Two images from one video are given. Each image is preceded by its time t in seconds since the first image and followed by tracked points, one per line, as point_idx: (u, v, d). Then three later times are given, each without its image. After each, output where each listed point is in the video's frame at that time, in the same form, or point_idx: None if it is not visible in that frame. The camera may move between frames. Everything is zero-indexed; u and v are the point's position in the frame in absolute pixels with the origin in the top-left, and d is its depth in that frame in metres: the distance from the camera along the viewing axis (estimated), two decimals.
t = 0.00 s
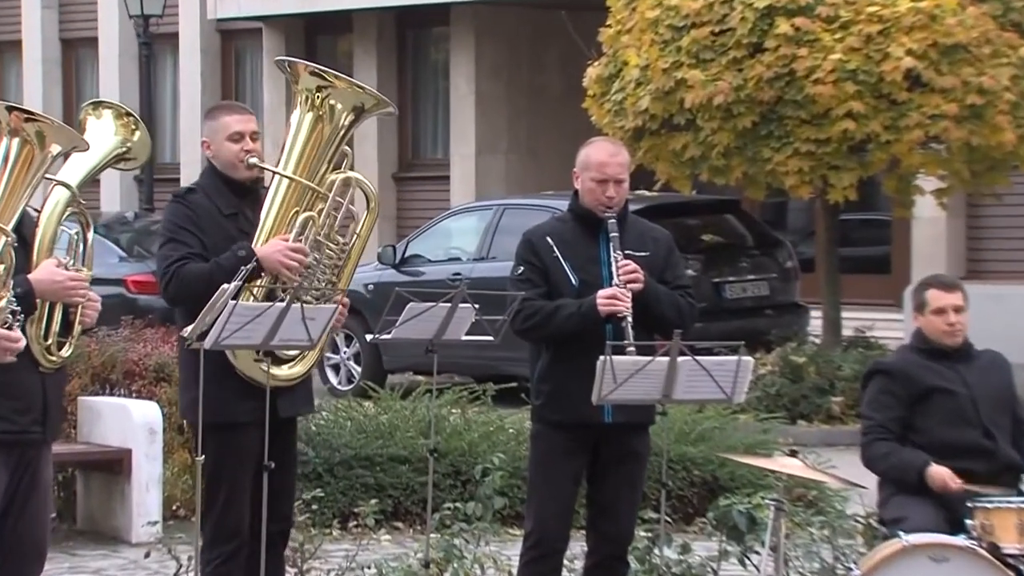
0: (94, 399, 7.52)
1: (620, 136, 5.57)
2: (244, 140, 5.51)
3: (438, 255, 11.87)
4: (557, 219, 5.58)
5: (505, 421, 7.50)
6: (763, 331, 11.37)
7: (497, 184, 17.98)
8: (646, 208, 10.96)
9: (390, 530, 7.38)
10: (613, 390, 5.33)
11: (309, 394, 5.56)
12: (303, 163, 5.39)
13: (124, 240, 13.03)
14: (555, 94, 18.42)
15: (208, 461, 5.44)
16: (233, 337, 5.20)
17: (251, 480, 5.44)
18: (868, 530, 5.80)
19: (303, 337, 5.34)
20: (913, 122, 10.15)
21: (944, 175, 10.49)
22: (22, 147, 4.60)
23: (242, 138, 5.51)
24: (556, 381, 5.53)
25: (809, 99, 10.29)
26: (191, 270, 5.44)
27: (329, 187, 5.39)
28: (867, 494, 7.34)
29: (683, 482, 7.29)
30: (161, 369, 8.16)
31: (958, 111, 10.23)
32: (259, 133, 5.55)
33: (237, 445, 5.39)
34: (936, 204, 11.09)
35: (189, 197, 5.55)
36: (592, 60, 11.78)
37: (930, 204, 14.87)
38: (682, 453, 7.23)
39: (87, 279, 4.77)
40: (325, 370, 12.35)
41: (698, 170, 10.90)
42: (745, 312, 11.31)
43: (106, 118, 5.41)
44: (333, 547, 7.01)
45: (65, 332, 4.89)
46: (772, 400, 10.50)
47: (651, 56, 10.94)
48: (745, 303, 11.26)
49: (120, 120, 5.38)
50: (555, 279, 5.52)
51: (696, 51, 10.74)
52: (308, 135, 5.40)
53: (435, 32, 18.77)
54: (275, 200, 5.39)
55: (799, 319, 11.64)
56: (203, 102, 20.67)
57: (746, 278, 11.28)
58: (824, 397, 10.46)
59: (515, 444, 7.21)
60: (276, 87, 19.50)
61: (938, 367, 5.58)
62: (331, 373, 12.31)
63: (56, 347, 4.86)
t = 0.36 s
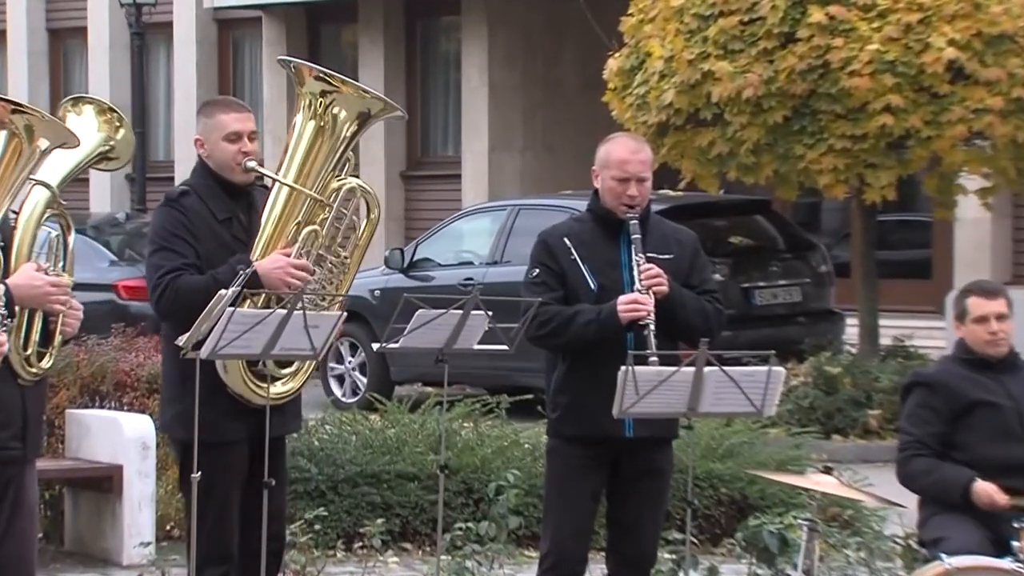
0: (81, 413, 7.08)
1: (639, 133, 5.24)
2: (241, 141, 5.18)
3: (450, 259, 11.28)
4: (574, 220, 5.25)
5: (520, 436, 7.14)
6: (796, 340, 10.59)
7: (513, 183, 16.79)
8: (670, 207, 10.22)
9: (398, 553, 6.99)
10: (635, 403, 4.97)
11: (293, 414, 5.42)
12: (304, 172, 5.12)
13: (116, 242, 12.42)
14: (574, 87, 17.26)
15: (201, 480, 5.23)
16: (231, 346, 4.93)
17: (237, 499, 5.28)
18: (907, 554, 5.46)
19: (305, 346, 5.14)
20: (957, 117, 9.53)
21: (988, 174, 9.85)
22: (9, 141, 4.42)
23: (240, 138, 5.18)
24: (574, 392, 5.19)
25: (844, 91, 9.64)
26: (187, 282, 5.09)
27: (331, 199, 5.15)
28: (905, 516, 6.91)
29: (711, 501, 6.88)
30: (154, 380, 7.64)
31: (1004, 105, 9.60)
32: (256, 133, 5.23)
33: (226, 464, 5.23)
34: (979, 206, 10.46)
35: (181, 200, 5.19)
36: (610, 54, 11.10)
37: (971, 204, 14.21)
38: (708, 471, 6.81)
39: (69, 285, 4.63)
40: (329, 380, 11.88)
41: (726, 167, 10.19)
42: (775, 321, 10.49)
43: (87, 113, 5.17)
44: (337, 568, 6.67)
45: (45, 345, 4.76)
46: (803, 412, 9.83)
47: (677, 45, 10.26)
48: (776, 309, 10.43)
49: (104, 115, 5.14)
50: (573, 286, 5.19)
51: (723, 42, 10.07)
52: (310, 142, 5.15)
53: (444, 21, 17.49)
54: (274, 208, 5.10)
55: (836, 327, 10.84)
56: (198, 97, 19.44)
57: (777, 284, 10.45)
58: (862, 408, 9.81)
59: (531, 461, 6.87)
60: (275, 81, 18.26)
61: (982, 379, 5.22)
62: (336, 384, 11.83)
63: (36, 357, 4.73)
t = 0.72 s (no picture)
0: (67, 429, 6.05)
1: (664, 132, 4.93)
2: (232, 139, 4.90)
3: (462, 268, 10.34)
4: (594, 225, 4.94)
5: (536, 453, 6.81)
6: (829, 351, 9.51)
7: (530, 184, 16.02)
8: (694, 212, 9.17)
9: None
10: (658, 419, 4.65)
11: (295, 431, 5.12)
12: (301, 170, 4.84)
13: (106, 247, 11.37)
14: (593, 82, 16.57)
15: (200, 501, 4.93)
16: (229, 358, 4.65)
17: (234, 520, 4.98)
18: None
19: (307, 358, 4.86)
20: (1002, 116, 8.54)
21: None
22: None
23: (231, 137, 4.90)
24: (593, 407, 4.87)
25: (881, 88, 8.61)
26: (179, 291, 4.78)
27: (329, 197, 4.87)
28: (943, 537, 6.52)
29: (739, 524, 6.37)
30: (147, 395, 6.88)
31: None
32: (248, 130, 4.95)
33: (223, 484, 4.94)
34: None
35: (170, 203, 4.88)
36: (632, 46, 10.00)
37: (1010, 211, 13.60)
38: (738, 489, 6.39)
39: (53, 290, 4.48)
40: (334, 396, 10.98)
41: (754, 169, 9.12)
42: (806, 330, 9.45)
43: (72, 112, 5.06)
44: None
45: (28, 355, 4.55)
46: (838, 429, 8.88)
47: (704, 37, 9.13)
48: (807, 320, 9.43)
49: (87, 114, 5.03)
50: (590, 293, 4.88)
51: (752, 32, 8.97)
52: (306, 138, 4.87)
53: (454, 14, 16.73)
54: (269, 209, 4.81)
55: (872, 337, 9.74)
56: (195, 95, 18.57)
57: (810, 291, 9.40)
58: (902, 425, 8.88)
59: (548, 480, 6.54)
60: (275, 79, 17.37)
61: None
62: (341, 399, 10.96)
63: (19, 371, 4.49)
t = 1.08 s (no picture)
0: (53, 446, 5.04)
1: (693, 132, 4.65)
2: (223, 137, 4.62)
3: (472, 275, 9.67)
4: (616, 230, 4.64)
5: (550, 472, 6.52)
6: (861, 365, 8.78)
7: (543, 186, 14.94)
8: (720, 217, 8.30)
9: None
10: (680, 436, 4.36)
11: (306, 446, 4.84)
12: (296, 167, 4.55)
13: (92, 253, 10.74)
14: (609, 76, 15.55)
15: (195, 521, 4.66)
16: (224, 371, 4.37)
17: (233, 543, 4.70)
18: None
19: (307, 371, 4.57)
20: None
21: None
22: None
23: (222, 135, 4.62)
24: (613, 423, 4.58)
25: (917, 84, 7.76)
26: (167, 299, 4.51)
27: (327, 194, 4.58)
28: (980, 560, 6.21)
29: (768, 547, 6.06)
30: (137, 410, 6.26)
31: None
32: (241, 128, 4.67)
33: (219, 504, 4.66)
34: None
35: (160, 207, 4.61)
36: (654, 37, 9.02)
37: None
38: (766, 510, 6.08)
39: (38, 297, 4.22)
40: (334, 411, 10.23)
41: (780, 173, 8.25)
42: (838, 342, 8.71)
43: (57, 108, 4.79)
44: None
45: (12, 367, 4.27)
46: (872, 447, 8.10)
47: (729, 29, 8.23)
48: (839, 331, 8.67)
49: (73, 110, 4.77)
50: (608, 300, 4.59)
51: (780, 24, 8.09)
52: (301, 133, 4.58)
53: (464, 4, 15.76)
54: (263, 210, 4.52)
55: (909, 350, 8.98)
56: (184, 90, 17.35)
57: (841, 300, 8.67)
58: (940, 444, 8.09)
59: (563, 501, 6.28)
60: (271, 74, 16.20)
61: None
62: (341, 415, 10.21)
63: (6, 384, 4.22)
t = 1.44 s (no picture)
0: (38, 462, 4.49)
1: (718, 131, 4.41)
2: (223, 133, 4.39)
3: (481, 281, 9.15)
4: (636, 233, 4.37)
5: (563, 490, 6.25)
6: (893, 377, 8.19)
7: (556, 186, 14.20)
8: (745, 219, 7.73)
9: None
10: (702, 452, 4.09)
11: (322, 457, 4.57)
12: (299, 161, 4.27)
13: (77, 258, 9.80)
14: (626, 70, 14.83)
15: (197, 540, 4.40)
16: (217, 384, 4.10)
17: (243, 564, 4.42)
18: None
19: (306, 384, 4.30)
20: None
21: None
22: None
23: (222, 132, 4.39)
24: (632, 437, 4.31)
25: (953, 78, 7.24)
26: (160, 300, 4.25)
27: (332, 190, 4.30)
28: None
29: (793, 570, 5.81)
30: (125, 425, 5.90)
31: None
32: (243, 125, 4.44)
33: (218, 524, 4.38)
34: None
35: (157, 208, 4.36)
36: (671, 32, 8.54)
37: None
38: (793, 531, 5.83)
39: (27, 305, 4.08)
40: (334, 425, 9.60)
41: (809, 171, 7.70)
42: (869, 353, 8.13)
43: (48, 101, 4.49)
44: None
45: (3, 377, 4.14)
46: (904, 463, 7.61)
47: (753, 21, 7.68)
48: (871, 340, 8.09)
49: (64, 106, 4.47)
50: (628, 305, 4.32)
51: (806, 15, 7.57)
52: (305, 125, 4.30)
53: None
54: (265, 208, 4.25)
55: (943, 360, 8.38)
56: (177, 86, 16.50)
57: (871, 308, 8.11)
58: (977, 462, 7.56)
59: (577, 522, 6.00)
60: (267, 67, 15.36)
61: None
62: (341, 430, 9.55)
63: None
